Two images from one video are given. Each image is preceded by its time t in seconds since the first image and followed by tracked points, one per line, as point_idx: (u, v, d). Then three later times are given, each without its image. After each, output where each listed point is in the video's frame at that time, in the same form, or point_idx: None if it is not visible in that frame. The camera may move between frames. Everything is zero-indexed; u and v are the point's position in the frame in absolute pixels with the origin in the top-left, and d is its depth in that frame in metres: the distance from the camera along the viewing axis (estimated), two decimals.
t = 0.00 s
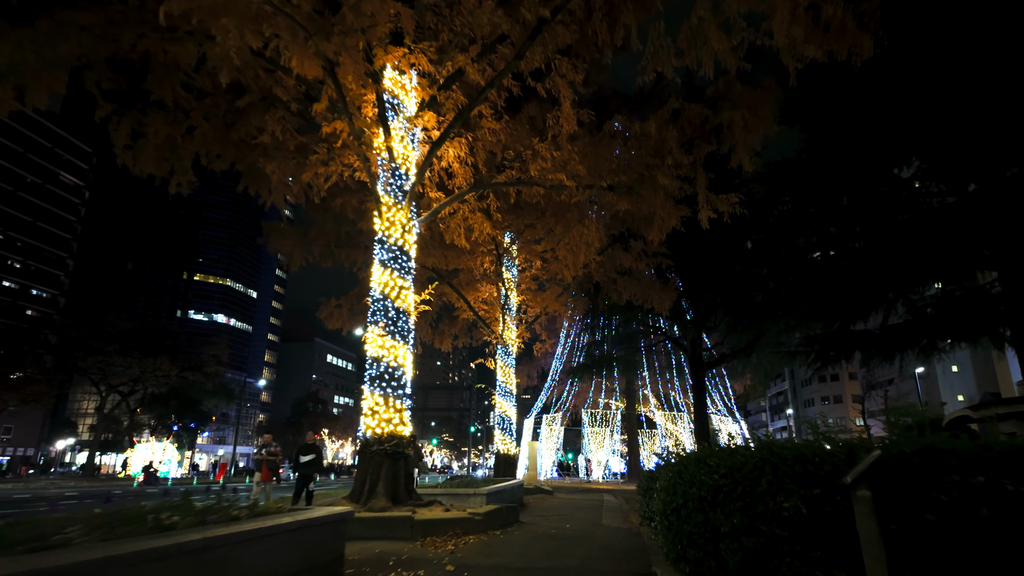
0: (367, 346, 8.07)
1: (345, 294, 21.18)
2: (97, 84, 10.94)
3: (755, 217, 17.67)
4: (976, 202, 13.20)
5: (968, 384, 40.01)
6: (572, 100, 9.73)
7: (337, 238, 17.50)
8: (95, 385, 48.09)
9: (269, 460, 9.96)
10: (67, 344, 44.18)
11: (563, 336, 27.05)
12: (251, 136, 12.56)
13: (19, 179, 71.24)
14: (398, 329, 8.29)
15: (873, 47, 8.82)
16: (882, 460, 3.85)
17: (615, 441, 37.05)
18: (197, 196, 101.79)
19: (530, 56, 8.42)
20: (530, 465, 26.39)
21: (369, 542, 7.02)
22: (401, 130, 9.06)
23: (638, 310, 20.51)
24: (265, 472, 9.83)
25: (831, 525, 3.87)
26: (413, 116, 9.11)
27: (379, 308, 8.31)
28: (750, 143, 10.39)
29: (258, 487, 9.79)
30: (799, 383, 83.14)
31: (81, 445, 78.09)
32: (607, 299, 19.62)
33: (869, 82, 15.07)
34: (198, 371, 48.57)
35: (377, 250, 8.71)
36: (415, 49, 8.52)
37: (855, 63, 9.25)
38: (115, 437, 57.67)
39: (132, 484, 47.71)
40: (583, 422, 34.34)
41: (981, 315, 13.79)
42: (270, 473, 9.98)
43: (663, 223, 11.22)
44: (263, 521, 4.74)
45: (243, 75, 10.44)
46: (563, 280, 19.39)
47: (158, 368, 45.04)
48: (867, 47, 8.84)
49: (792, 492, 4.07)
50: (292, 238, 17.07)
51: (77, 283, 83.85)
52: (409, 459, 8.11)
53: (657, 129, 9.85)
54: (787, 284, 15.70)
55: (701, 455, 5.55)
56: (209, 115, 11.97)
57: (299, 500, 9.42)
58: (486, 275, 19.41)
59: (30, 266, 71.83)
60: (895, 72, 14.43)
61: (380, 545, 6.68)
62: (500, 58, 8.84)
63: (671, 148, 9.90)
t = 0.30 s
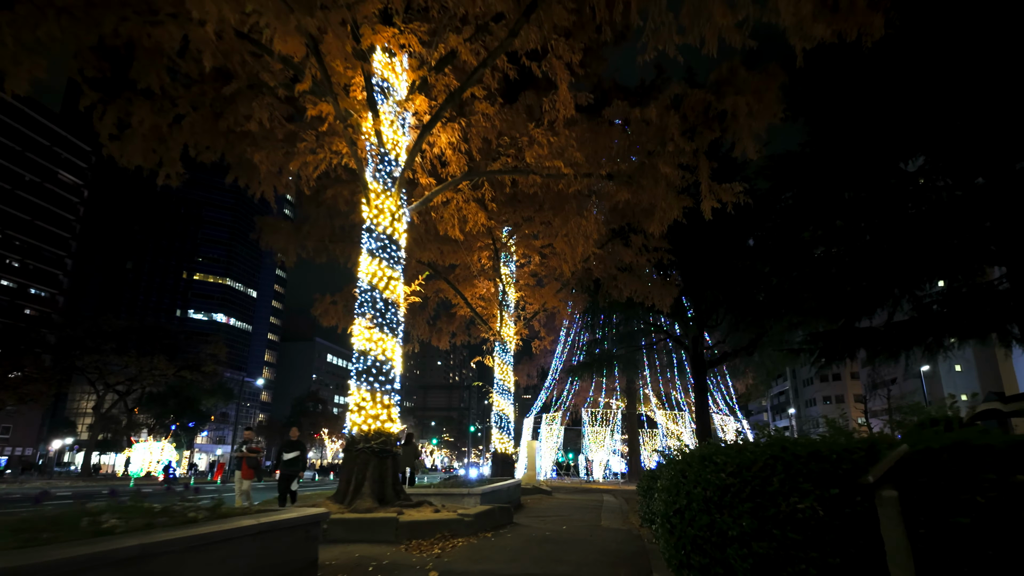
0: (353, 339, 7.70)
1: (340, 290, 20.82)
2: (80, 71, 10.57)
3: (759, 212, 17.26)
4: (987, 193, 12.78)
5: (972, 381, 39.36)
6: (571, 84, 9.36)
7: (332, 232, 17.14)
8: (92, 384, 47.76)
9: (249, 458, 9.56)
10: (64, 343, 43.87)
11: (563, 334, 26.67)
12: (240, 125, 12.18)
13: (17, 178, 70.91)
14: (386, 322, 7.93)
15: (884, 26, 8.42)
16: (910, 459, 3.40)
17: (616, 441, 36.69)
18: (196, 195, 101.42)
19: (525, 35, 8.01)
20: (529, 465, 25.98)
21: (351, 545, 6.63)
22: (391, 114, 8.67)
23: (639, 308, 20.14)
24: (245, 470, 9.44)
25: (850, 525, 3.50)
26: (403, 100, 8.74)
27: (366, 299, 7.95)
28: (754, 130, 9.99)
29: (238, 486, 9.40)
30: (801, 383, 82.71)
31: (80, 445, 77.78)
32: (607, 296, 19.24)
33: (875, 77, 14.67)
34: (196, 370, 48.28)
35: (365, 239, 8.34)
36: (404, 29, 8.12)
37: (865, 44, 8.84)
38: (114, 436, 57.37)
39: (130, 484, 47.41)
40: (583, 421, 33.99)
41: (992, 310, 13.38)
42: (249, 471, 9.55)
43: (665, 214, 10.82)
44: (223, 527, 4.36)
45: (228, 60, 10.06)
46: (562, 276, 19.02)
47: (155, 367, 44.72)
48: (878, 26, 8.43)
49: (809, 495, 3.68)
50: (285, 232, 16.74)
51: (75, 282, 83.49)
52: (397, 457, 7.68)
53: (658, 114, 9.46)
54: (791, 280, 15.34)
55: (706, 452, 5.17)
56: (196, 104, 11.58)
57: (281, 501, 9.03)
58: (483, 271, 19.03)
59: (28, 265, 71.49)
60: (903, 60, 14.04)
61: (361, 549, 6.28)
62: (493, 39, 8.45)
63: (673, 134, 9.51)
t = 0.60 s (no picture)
0: (340, 334, 7.31)
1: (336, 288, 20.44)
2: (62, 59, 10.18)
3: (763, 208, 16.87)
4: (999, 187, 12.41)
5: (974, 382, 39.11)
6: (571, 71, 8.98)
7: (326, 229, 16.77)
8: (89, 384, 47.35)
9: (231, 460, 9.22)
10: (60, 343, 43.48)
11: (562, 333, 26.32)
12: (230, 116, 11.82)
13: (16, 177, 70.52)
14: (375, 316, 7.57)
15: (897, 8, 8.04)
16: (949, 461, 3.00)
17: (617, 441, 36.36)
18: (195, 195, 101.12)
19: (522, 16, 7.63)
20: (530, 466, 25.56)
21: (332, 552, 6.28)
22: (381, 100, 8.29)
23: (640, 307, 19.81)
24: (226, 473, 9.08)
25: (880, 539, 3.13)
26: (394, 85, 8.36)
27: (354, 293, 7.54)
28: (760, 120, 9.61)
29: (218, 490, 9.04)
30: (802, 382, 82.37)
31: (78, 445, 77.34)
32: (608, 294, 18.86)
33: (882, 68, 14.29)
34: (194, 370, 47.90)
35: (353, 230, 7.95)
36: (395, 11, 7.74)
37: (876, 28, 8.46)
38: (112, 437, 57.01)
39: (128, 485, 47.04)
40: (584, 422, 33.61)
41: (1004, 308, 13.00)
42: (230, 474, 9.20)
43: (667, 207, 10.45)
44: (176, 534, 4.16)
45: (215, 47, 9.68)
46: (562, 272, 18.65)
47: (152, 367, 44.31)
48: (892, 8, 8.05)
49: (834, 504, 3.30)
50: (279, 228, 16.36)
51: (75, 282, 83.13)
52: (386, 460, 7.36)
53: (660, 102, 9.09)
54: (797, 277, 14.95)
55: (712, 454, 4.79)
56: (183, 94, 11.21)
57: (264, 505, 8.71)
58: (481, 267, 18.68)
59: (27, 264, 71.10)
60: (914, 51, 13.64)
61: (342, 557, 5.92)
62: (488, 21, 8.07)
63: (676, 122, 9.13)
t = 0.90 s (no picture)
0: (325, 322, 6.93)
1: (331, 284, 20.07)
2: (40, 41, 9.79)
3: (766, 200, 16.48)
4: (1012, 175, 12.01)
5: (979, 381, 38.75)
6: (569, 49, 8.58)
7: (320, 222, 16.40)
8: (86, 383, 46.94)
9: (212, 454, 8.86)
10: (58, 341, 43.14)
11: (562, 331, 26.02)
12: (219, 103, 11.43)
13: (14, 175, 70.06)
14: (361, 304, 7.17)
15: None
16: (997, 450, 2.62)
17: (617, 440, 36.04)
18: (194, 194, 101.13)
19: None
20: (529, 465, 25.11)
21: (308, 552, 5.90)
22: (368, 78, 7.90)
23: (641, 302, 19.43)
24: (206, 467, 8.73)
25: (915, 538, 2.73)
26: (382, 63, 7.97)
27: (339, 279, 7.18)
28: (765, 102, 9.22)
29: (197, 486, 8.69)
30: (804, 382, 81.96)
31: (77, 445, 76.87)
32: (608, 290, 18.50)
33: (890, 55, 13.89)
34: (192, 369, 47.51)
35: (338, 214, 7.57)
36: None
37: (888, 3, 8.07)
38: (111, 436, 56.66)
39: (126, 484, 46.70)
40: (584, 420, 33.24)
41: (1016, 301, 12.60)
42: (211, 469, 8.86)
43: (669, 195, 10.06)
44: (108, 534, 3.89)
45: (200, 28, 9.30)
46: (562, 267, 18.28)
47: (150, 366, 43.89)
48: None
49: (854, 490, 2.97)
50: (271, 221, 15.99)
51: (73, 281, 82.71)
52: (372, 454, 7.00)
53: (661, 84, 8.85)
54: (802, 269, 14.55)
55: (720, 445, 4.42)
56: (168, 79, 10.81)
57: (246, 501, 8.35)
58: (479, 261, 18.31)
59: (25, 263, 70.63)
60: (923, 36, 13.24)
61: (317, 558, 5.54)
62: None
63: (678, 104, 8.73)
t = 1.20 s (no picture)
0: (308, 319, 6.56)
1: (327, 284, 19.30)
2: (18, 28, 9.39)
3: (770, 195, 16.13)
4: None
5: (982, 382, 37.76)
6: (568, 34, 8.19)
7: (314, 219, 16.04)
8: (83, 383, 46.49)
9: (187, 459, 8.54)
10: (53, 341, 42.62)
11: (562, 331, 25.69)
12: (207, 94, 11.02)
13: (12, 175, 69.52)
14: (347, 300, 6.79)
15: None
16: None
17: (618, 441, 35.65)
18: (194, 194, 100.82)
19: None
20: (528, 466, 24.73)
21: (285, 566, 5.51)
22: (357, 64, 7.53)
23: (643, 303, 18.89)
24: (181, 474, 8.41)
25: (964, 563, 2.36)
26: (371, 48, 7.61)
27: (324, 274, 6.81)
28: (771, 91, 8.85)
29: (174, 492, 8.39)
30: (805, 382, 81.59)
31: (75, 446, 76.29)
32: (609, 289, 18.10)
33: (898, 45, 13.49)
34: (190, 369, 47.12)
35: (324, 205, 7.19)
36: None
37: None
38: (109, 437, 56.29)
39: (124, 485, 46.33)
40: (585, 421, 32.94)
41: None
42: (187, 476, 8.54)
43: (671, 188, 9.68)
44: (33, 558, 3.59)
45: (183, 14, 8.91)
46: (562, 265, 17.92)
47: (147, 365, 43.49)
48: None
49: (893, 506, 2.60)
50: (264, 217, 15.63)
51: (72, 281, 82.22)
52: (357, 459, 6.65)
53: (664, 71, 8.43)
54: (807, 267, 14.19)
55: (731, 453, 4.04)
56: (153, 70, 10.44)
57: (223, 511, 8.11)
58: (477, 259, 17.93)
59: (22, 263, 70.06)
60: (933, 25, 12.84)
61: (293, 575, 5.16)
62: None
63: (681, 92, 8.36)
